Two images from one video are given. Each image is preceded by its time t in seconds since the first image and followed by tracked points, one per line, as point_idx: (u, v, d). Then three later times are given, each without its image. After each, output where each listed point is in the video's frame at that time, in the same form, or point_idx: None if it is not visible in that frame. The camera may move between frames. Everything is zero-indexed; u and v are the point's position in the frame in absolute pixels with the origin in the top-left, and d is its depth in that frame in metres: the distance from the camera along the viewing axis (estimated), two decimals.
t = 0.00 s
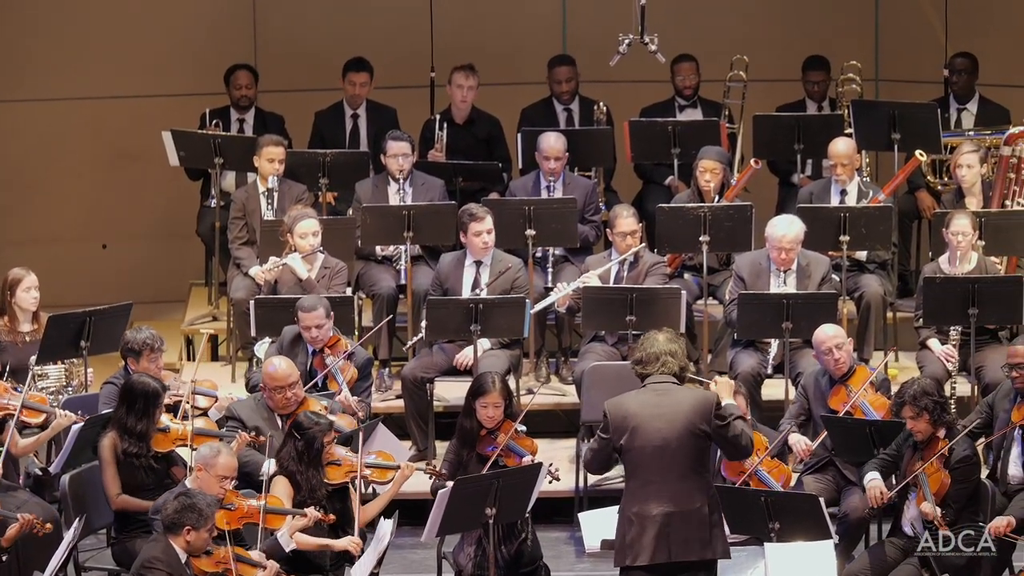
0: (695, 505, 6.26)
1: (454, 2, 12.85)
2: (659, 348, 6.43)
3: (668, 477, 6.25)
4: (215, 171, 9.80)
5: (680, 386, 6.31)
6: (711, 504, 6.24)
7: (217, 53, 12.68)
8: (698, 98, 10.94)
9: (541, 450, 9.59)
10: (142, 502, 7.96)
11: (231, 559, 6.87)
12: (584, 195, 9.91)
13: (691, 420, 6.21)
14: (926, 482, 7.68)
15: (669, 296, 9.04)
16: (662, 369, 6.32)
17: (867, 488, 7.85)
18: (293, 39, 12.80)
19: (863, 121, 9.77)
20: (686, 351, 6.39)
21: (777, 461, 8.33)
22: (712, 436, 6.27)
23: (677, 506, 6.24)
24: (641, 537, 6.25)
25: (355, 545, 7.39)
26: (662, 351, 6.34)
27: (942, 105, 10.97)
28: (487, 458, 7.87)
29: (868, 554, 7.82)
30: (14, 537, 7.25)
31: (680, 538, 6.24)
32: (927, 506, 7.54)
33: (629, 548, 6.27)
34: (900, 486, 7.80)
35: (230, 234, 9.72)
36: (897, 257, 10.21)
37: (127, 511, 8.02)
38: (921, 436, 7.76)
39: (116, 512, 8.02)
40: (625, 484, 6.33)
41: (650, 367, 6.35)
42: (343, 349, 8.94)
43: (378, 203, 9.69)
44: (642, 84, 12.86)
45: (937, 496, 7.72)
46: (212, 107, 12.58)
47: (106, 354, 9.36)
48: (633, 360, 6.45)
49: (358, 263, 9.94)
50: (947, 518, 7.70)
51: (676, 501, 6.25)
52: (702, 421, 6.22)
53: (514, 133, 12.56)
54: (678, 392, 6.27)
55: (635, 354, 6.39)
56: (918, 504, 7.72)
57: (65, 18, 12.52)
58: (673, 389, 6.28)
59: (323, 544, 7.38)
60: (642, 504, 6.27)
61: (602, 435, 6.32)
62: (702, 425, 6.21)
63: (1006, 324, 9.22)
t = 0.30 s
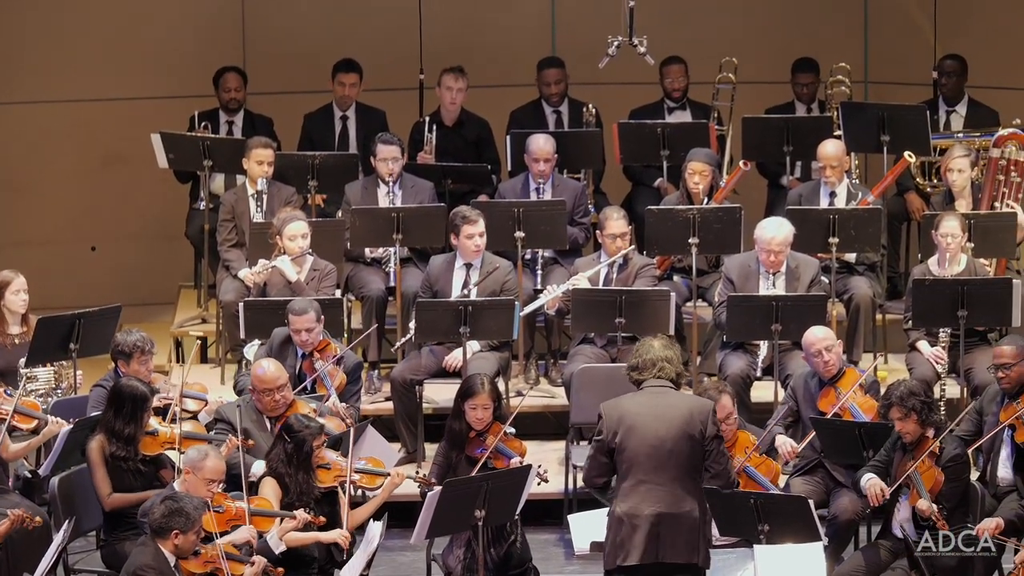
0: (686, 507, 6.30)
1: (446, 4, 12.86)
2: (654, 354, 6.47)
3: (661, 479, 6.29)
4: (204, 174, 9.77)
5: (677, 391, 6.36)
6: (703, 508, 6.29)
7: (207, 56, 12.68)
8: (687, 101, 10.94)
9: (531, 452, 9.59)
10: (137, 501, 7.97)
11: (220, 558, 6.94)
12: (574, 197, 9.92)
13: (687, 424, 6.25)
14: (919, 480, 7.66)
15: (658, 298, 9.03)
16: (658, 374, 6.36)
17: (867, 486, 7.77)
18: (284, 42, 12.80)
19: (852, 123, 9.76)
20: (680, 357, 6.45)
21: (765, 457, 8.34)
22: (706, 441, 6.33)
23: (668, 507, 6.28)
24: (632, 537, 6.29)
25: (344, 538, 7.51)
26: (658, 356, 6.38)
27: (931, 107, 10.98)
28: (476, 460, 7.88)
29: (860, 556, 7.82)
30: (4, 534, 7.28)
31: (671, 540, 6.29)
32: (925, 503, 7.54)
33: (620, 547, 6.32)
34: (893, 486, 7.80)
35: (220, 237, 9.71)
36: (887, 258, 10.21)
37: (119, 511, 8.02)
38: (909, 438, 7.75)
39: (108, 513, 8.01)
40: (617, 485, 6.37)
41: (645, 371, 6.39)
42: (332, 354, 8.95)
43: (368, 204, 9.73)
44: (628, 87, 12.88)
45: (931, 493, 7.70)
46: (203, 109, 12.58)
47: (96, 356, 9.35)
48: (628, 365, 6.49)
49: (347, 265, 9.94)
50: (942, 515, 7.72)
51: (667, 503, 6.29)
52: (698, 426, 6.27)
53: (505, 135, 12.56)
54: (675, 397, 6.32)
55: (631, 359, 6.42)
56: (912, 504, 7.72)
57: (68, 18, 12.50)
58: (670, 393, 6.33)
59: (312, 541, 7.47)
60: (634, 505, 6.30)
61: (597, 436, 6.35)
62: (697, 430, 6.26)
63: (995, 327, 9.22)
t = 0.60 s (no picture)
0: (664, 510, 6.36)
1: (437, 4, 12.86)
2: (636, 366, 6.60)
3: (638, 481, 6.36)
4: (194, 175, 9.78)
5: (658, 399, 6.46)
6: (680, 511, 6.34)
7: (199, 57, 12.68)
8: (675, 102, 10.95)
9: (520, 453, 9.59)
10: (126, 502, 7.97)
11: (209, 560, 6.95)
12: (563, 197, 9.92)
13: (666, 429, 6.34)
14: (906, 482, 7.65)
15: (647, 299, 9.03)
16: (640, 384, 6.48)
17: (853, 490, 7.77)
18: (276, 42, 12.79)
19: (842, 123, 9.75)
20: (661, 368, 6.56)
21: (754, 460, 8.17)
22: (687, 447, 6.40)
23: (645, 509, 6.35)
24: (609, 536, 6.36)
25: (343, 541, 7.44)
26: (640, 367, 6.51)
27: (920, 107, 10.97)
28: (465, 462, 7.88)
29: (848, 556, 7.85)
30: None
31: (647, 541, 6.35)
32: (909, 506, 7.52)
33: (597, 547, 6.39)
34: (880, 488, 7.79)
35: (208, 238, 9.71)
36: (876, 259, 10.21)
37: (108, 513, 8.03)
38: (898, 438, 7.75)
39: (97, 514, 8.02)
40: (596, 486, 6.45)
41: (627, 381, 6.52)
42: (321, 355, 8.93)
43: (356, 206, 9.72)
44: (612, 88, 12.92)
45: (917, 497, 7.68)
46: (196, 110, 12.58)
47: (85, 357, 9.34)
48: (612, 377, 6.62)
49: (336, 266, 9.95)
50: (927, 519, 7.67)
51: (645, 505, 6.35)
52: (676, 431, 6.35)
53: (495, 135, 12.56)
54: (655, 403, 6.42)
55: (614, 369, 6.56)
56: (898, 505, 7.70)
57: (67, 18, 12.52)
58: (649, 400, 6.44)
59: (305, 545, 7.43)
60: (611, 506, 6.38)
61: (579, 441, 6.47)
62: (676, 435, 6.34)
63: (984, 327, 9.22)
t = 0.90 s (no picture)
0: (626, 504, 6.35)
1: (430, 5, 12.87)
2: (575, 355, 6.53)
3: (598, 478, 6.33)
4: (183, 175, 9.77)
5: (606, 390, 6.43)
6: (642, 503, 6.34)
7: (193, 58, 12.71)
8: (665, 102, 10.95)
9: (509, 453, 9.59)
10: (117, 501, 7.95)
11: (197, 560, 6.91)
12: (552, 197, 9.92)
13: (617, 425, 6.32)
14: (890, 484, 7.65)
15: (637, 299, 9.02)
16: (587, 374, 6.44)
17: (831, 490, 7.84)
18: (269, 43, 12.80)
19: (831, 123, 9.76)
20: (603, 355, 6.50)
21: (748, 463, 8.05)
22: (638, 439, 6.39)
23: (606, 509, 6.32)
24: (574, 538, 6.34)
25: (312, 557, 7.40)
26: (583, 358, 6.45)
27: (909, 107, 10.98)
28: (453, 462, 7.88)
29: (832, 558, 7.87)
30: None
31: (612, 540, 6.31)
32: (891, 510, 7.54)
33: (562, 549, 6.37)
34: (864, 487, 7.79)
35: (198, 238, 9.71)
36: (865, 259, 10.21)
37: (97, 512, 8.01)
38: (888, 438, 7.74)
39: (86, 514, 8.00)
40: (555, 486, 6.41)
41: (573, 375, 6.44)
42: (311, 354, 8.92)
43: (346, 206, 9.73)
44: (600, 88, 12.94)
45: (901, 498, 7.67)
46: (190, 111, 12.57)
47: (74, 358, 9.32)
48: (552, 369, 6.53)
49: (326, 267, 9.95)
50: (912, 520, 7.66)
51: (605, 504, 6.33)
52: (628, 426, 6.33)
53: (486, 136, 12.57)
54: (604, 397, 6.38)
55: (555, 363, 6.47)
56: (883, 507, 7.70)
57: (64, 18, 12.48)
58: (599, 394, 6.39)
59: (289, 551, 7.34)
60: (573, 506, 6.35)
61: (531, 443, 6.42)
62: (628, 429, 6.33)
63: (973, 328, 9.22)
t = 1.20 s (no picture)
0: (592, 505, 6.28)
1: (423, 5, 12.87)
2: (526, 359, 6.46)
3: (561, 481, 6.27)
4: (173, 175, 9.77)
5: (562, 392, 6.36)
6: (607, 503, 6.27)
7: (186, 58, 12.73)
8: (654, 102, 10.94)
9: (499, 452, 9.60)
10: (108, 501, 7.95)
11: (186, 560, 6.92)
12: (542, 197, 9.93)
13: (577, 425, 6.26)
14: (880, 484, 7.65)
15: (626, 299, 9.02)
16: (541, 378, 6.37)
17: (820, 492, 7.82)
18: (262, 43, 12.81)
19: (821, 123, 9.75)
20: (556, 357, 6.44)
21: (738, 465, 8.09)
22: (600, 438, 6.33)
23: (573, 511, 6.25)
24: (542, 543, 6.27)
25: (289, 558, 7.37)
26: (534, 362, 6.38)
27: (899, 107, 10.96)
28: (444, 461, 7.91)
29: (821, 559, 7.84)
30: None
31: (581, 542, 6.25)
32: (881, 510, 7.56)
33: (531, 555, 6.29)
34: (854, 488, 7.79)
35: (187, 238, 9.72)
36: (855, 259, 10.21)
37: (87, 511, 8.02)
38: (877, 438, 7.76)
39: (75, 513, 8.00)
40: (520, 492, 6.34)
41: (528, 380, 6.38)
42: (301, 353, 8.92)
43: (335, 206, 9.73)
44: (590, 88, 12.93)
45: (891, 498, 7.69)
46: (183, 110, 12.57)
47: (64, 358, 9.31)
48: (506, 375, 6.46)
49: (315, 267, 9.95)
50: (903, 520, 7.66)
51: (572, 506, 6.26)
52: (588, 425, 6.28)
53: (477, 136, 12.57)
54: (561, 399, 6.32)
55: (508, 370, 6.41)
56: (873, 507, 7.70)
57: (58, 18, 12.49)
58: (556, 396, 6.33)
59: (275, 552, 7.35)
60: (539, 511, 6.28)
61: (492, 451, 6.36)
62: (588, 429, 6.27)
63: (963, 327, 9.21)
